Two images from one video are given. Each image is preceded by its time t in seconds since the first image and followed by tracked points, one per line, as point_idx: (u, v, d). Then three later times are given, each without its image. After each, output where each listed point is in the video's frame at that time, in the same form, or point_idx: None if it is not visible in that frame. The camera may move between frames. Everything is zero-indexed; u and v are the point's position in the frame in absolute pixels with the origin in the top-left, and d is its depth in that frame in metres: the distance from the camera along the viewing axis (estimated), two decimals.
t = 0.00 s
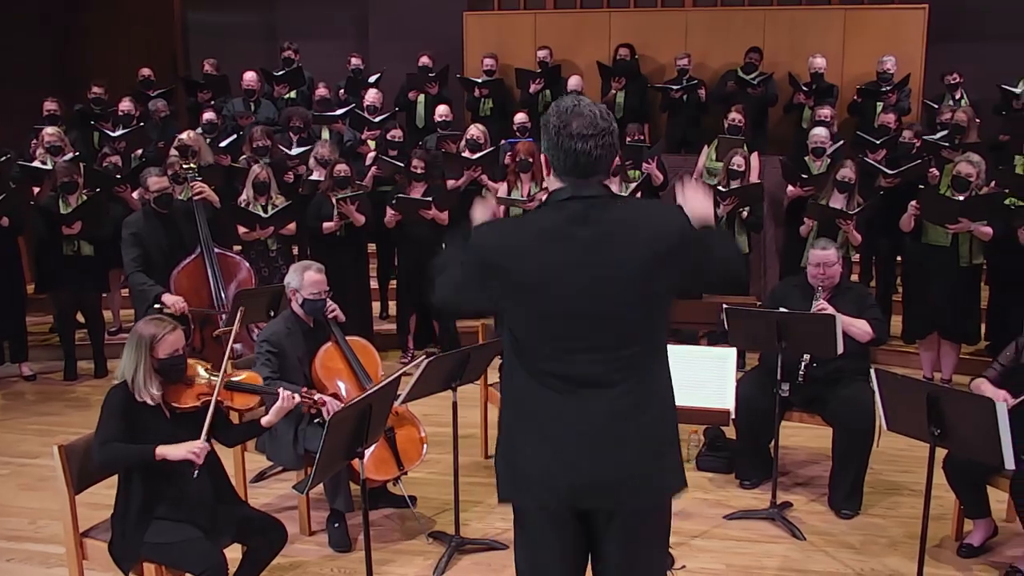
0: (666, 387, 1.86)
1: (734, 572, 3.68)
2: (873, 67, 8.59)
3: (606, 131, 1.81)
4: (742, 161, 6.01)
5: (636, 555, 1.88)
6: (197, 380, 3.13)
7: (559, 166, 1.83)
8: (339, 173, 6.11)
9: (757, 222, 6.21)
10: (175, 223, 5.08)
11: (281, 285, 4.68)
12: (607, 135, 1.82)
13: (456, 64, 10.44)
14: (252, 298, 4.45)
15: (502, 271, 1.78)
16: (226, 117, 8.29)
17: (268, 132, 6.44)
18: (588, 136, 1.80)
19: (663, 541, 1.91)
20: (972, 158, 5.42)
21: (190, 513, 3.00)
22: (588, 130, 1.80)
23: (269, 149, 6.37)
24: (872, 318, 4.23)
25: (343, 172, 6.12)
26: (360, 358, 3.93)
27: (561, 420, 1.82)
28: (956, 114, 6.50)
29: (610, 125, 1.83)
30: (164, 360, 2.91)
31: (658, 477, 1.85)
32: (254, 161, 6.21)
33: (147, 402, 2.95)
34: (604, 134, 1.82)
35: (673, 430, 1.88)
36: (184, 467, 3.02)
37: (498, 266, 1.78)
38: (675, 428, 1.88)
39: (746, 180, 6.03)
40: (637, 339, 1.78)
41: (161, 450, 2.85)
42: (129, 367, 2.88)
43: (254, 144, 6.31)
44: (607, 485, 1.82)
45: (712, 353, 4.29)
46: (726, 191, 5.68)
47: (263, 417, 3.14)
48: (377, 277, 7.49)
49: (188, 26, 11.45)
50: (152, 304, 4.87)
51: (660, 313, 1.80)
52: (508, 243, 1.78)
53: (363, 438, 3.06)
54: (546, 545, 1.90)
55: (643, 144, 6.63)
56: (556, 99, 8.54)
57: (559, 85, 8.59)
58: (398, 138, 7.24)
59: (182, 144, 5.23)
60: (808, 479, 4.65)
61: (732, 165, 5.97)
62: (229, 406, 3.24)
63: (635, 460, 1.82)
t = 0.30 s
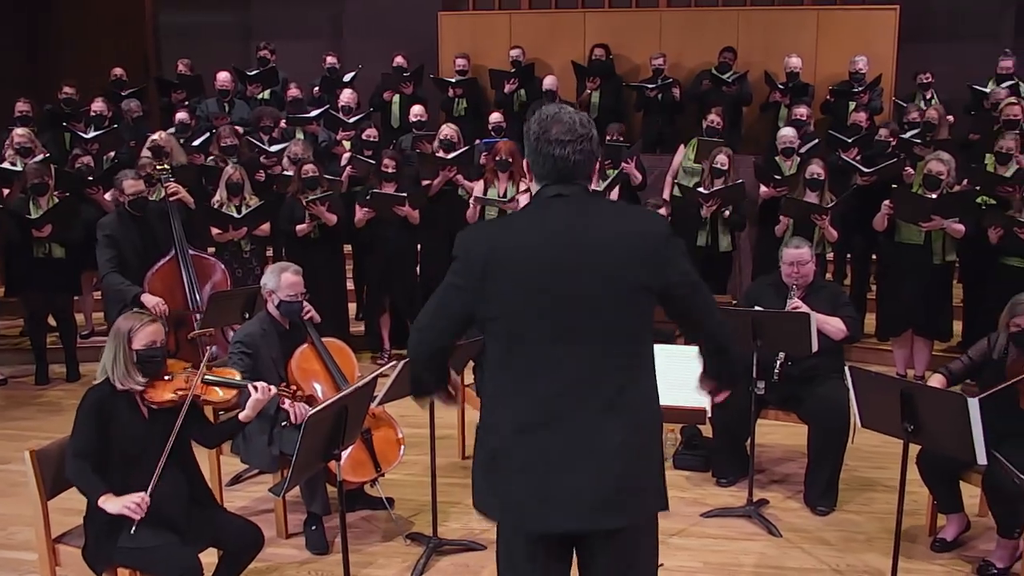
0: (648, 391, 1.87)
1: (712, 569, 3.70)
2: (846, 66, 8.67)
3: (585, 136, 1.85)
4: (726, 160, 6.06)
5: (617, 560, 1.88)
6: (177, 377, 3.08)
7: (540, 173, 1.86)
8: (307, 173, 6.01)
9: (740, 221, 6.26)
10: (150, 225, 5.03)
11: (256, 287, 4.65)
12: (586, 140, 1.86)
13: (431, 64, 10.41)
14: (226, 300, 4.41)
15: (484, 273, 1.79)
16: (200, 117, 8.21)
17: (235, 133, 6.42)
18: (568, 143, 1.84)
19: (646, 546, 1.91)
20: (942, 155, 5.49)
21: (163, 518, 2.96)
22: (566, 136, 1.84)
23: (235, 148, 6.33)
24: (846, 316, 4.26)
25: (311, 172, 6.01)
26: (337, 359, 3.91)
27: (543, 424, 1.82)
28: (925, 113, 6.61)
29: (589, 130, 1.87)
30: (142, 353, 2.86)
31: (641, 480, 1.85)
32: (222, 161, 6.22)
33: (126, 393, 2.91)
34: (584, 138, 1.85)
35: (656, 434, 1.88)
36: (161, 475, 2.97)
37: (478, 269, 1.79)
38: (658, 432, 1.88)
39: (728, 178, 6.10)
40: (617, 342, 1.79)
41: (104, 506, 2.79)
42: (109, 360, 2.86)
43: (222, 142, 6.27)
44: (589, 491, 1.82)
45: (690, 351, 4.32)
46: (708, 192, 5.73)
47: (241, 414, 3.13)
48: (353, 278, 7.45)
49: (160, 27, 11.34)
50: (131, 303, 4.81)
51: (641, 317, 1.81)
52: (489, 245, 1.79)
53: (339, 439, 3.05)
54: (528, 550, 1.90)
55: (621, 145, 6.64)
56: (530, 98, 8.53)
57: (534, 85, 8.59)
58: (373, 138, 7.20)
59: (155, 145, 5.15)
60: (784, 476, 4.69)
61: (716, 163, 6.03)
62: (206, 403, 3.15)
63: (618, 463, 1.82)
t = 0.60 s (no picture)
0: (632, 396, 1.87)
1: (690, 568, 3.71)
2: (820, 66, 8.74)
3: (563, 133, 1.82)
4: (709, 162, 6.06)
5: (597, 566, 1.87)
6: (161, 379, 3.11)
7: (522, 171, 1.87)
8: (277, 176, 5.96)
9: (719, 222, 6.29)
10: (130, 225, 4.95)
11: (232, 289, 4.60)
12: (565, 138, 1.83)
13: (407, 65, 10.39)
14: (201, 301, 4.36)
15: (472, 274, 1.79)
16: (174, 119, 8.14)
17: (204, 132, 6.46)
18: (546, 142, 1.83)
19: (626, 554, 1.90)
20: (909, 154, 5.53)
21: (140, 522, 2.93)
22: (544, 136, 1.82)
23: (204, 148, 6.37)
24: (821, 314, 4.30)
25: (281, 174, 5.96)
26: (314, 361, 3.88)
27: (525, 427, 1.82)
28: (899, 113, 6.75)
29: (569, 126, 1.84)
30: (126, 357, 2.85)
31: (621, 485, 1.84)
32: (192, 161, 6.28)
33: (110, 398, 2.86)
34: (563, 135, 1.83)
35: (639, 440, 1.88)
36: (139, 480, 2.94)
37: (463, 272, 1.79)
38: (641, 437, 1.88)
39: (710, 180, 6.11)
40: (601, 345, 1.79)
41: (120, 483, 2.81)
42: (93, 362, 2.82)
43: (191, 140, 6.29)
44: (569, 492, 1.82)
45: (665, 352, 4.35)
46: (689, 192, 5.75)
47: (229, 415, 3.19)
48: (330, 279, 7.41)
49: (133, 27, 11.23)
50: (125, 303, 4.71)
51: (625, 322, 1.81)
52: (474, 247, 1.80)
53: (317, 440, 3.03)
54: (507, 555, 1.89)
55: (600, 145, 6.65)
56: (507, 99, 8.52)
57: (510, 85, 8.59)
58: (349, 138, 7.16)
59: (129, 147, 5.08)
60: (761, 474, 4.71)
61: (701, 164, 6.01)
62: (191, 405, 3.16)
63: (599, 466, 1.82)
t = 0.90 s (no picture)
0: (612, 391, 1.89)
1: (669, 566, 3.72)
2: (795, 67, 8.81)
3: (555, 118, 1.82)
4: (689, 161, 6.20)
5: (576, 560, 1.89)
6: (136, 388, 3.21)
7: (514, 158, 1.85)
8: (252, 176, 5.96)
9: (697, 221, 6.31)
10: (108, 228, 4.89)
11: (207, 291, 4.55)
12: (557, 121, 1.82)
13: (384, 65, 10.35)
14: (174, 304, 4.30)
15: (461, 265, 1.80)
16: (148, 119, 8.06)
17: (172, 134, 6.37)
18: (537, 121, 1.82)
19: (606, 549, 1.93)
20: (881, 153, 5.60)
21: (117, 525, 2.89)
22: (537, 118, 1.82)
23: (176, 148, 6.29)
24: (797, 312, 4.33)
25: (256, 174, 5.97)
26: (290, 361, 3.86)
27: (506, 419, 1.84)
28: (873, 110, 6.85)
29: (564, 115, 1.84)
30: (102, 369, 2.81)
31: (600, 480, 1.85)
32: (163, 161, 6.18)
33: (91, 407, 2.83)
34: (555, 121, 1.82)
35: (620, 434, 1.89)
36: (119, 480, 2.91)
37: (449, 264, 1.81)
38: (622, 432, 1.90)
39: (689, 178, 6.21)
40: (581, 341, 1.80)
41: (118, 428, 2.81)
42: (65, 373, 2.76)
43: (161, 142, 6.18)
44: (547, 486, 1.83)
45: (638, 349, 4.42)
46: (668, 190, 5.76)
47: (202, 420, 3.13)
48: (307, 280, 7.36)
49: (105, 27, 11.11)
50: (97, 308, 4.67)
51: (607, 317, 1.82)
52: (460, 239, 1.81)
53: (294, 442, 3.01)
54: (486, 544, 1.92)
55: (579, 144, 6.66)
56: (483, 99, 8.51)
57: (487, 85, 8.58)
58: (325, 139, 7.12)
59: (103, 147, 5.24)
60: (739, 472, 4.74)
61: (680, 163, 6.17)
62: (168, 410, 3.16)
63: (577, 462, 1.83)
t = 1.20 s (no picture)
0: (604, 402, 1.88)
1: (651, 565, 3.73)
2: (773, 66, 8.86)
3: (551, 132, 1.86)
4: (671, 162, 6.16)
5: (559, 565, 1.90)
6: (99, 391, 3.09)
7: (511, 170, 1.88)
8: (227, 177, 5.88)
9: (676, 221, 6.33)
10: (82, 229, 4.85)
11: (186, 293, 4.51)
12: (552, 136, 1.86)
13: (362, 66, 10.32)
14: (153, 306, 4.27)
15: (449, 271, 1.81)
16: (124, 120, 7.99)
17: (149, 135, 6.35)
18: (533, 135, 1.86)
19: (588, 560, 1.92)
20: (855, 152, 5.65)
21: (93, 531, 2.85)
22: (534, 133, 1.86)
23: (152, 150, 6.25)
24: (775, 310, 4.35)
25: (231, 175, 5.87)
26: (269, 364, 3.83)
27: (496, 426, 1.83)
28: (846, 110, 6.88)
29: (561, 130, 1.87)
30: (60, 383, 2.78)
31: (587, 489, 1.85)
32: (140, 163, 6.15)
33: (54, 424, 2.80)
34: (551, 135, 1.86)
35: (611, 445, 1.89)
36: (94, 486, 2.87)
37: (440, 268, 1.81)
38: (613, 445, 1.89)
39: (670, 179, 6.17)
40: (574, 350, 1.80)
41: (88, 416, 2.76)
42: (24, 390, 2.73)
43: (136, 143, 6.16)
44: (534, 494, 1.83)
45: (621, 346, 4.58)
46: (647, 190, 5.77)
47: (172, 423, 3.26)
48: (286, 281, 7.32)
49: (81, 28, 11.00)
50: (64, 311, 4.60)
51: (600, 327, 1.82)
52: (453, 245, 1.82)
53: (274, 444, 2.99)
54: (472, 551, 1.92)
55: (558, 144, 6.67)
56: (463, 99, 8.50)
57: (466, 85, 8.57)
58: (303, 139, 7.08)
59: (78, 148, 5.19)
60: (719, 470, 4.76)
61: (662, 164, 6.12)
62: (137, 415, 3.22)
63: (561, 471, 1.83)
